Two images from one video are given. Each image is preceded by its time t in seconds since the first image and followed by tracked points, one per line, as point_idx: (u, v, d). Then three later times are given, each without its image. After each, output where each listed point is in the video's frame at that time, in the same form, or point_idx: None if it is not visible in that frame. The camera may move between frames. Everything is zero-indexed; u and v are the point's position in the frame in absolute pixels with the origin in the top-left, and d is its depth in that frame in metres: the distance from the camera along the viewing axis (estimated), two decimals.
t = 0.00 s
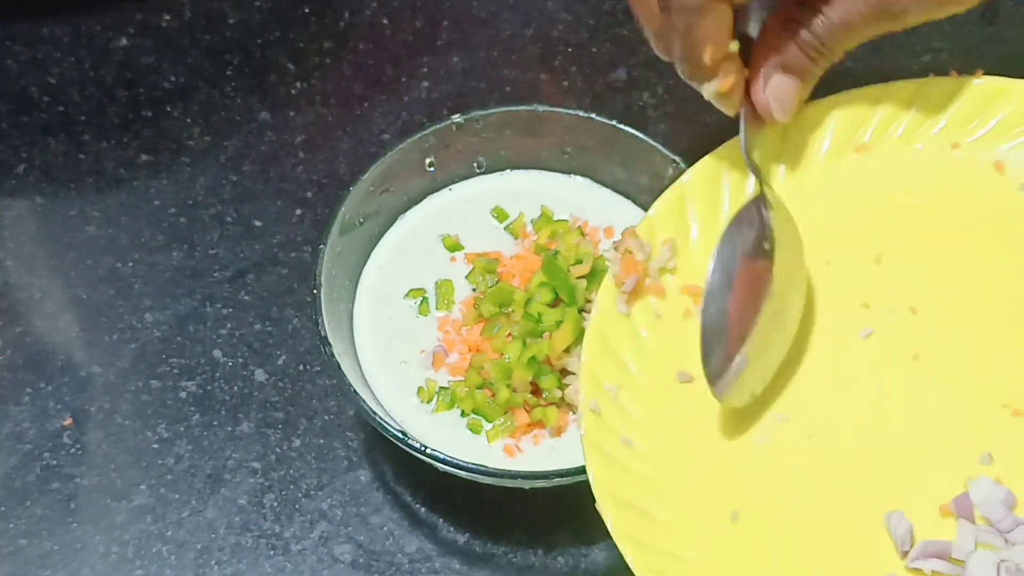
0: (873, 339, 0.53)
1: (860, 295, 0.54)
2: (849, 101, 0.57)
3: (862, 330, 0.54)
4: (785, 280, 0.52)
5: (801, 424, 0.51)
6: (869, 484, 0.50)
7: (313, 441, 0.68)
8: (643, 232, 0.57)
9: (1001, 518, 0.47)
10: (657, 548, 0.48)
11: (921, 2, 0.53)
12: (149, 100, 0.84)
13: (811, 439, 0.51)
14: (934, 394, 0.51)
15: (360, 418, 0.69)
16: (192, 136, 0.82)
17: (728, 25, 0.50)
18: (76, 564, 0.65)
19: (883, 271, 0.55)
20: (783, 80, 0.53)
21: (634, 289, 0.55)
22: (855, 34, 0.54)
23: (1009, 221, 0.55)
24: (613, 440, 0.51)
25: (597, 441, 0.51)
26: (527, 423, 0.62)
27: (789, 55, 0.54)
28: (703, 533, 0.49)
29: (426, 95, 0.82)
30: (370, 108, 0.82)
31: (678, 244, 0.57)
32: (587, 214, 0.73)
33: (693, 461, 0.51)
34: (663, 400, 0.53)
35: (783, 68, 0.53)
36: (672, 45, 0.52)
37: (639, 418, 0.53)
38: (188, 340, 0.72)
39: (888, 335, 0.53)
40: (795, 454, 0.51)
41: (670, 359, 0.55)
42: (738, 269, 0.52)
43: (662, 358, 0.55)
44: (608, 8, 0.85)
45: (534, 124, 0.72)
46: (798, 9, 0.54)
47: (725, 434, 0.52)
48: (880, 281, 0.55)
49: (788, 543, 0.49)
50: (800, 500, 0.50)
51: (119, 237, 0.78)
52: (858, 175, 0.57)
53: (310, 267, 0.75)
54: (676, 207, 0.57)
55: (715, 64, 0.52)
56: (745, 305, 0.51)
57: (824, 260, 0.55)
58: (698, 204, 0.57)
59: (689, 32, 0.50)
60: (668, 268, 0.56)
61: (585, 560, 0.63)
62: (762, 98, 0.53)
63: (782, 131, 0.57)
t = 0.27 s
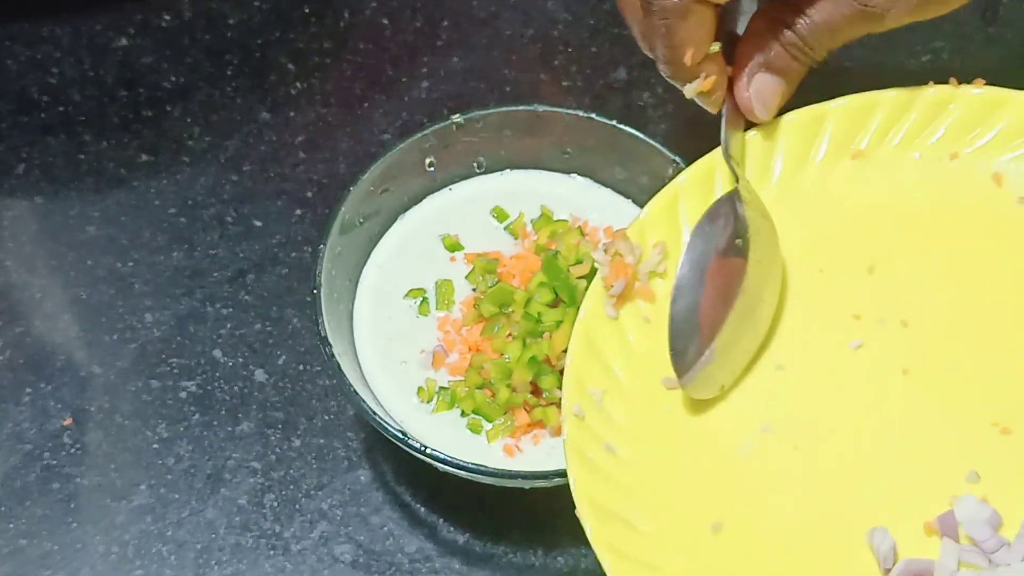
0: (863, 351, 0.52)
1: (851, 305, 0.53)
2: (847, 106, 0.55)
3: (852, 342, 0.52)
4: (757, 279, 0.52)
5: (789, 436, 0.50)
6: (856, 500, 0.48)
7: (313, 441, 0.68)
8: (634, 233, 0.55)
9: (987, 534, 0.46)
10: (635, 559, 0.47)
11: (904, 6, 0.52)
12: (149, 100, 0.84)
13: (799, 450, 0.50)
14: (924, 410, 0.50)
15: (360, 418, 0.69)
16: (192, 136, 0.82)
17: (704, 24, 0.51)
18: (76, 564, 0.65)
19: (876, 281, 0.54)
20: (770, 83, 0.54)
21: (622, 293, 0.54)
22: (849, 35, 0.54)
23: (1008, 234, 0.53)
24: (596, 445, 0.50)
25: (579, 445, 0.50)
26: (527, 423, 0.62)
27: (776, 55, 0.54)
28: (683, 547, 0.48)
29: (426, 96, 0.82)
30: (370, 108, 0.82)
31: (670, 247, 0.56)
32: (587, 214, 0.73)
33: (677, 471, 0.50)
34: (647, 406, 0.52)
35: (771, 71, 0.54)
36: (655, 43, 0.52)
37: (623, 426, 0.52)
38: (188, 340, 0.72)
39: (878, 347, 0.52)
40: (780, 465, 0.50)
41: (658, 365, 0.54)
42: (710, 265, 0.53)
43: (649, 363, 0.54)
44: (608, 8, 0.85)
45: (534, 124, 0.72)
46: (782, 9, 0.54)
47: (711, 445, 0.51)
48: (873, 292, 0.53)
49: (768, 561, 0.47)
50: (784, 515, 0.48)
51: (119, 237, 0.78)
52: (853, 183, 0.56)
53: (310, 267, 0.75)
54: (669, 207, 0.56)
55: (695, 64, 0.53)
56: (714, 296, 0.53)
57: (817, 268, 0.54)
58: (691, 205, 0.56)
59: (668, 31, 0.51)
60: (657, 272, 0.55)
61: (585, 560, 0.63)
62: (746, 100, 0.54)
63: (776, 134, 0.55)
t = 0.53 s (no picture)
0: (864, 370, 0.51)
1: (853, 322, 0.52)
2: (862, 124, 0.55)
3: (853, 359, 0.51)
4: (742, 287, 0.52)
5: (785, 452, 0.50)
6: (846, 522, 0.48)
7: (313, 441, 0.68)
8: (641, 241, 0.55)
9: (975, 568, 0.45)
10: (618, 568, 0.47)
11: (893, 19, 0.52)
12: (149, 100, 0.84)
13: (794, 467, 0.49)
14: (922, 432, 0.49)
15: (360, 418, 0.69)
16: (192, 136, 0.82)
17: (692, 36, 0.48)
18: (76, 564, 0.65)
19: (880, 300, 0.53)
20: (761, 89, 0.53)
21: (625, 300, 0.54)
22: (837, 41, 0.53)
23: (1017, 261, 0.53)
24: (587, 452, 0.50)
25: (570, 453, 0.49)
26: (527, 423, 0.62)
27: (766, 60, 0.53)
28: (669, 561, 0.47)
29: (426, 95, 0.82)
30: (370, 108, 0.82)
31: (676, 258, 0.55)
32: (587, 214, 0.73)
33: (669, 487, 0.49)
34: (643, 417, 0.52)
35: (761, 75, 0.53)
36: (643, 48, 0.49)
37: (617, 435, 0.51)
38: (188, 340, 0.72)
39: (878, 364, 0.51)
40: (774, 481, 0.49)
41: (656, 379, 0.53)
42: (692, 272, 0.53)
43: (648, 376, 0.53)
44: (608, 9, 0.85)
45: (534, 124, 0.72)
46: (773, 11, 0.52)
47: (706, 461, 0.50)
48: (876, 310, 0.53)
49: None
50: (772, 535, 0.48)
51: (119, 237, 0.78)
52: (863, 202, 0.55)
53: (310, 267, 0.75)
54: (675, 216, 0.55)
55: (682, 71, 0.50)
56: (699, 303, 0.52)
57: (820, 284, 0.54)
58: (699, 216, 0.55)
59: (654, 42, 0.48)
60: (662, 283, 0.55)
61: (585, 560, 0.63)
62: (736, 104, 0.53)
63: (787, 149, 0.56)
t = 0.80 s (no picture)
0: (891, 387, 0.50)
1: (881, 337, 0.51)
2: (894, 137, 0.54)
3: (878, 376, 0.50)
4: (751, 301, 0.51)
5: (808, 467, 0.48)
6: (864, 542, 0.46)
7: (313, 441, 0.68)
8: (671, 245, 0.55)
9: None
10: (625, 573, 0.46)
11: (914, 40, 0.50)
12: (149, 100, 0.84)
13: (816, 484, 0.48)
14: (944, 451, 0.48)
15: (360, 418, 0.69)
16: (192, 136, 0.82)
17: (707, 51, 0.47)
18: (76, 564, 0.65)
19: (910, 316, 0.51)
20: (780, 102, 0.53)
21: (650, 308, 0.53)
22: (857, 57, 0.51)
23: None
24: (606, 458, 0.49)
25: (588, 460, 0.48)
26: (527, 423, 0.62)
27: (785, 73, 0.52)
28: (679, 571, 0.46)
29: (426, 95, 0.82)
30: (370, 108, 0.82)
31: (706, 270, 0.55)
32: (587, 214, 0.73)
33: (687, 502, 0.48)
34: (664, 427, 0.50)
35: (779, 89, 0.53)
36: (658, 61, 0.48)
37: (636, 443, 0.50)
38: (188, 340, 0.72)
39: (906, 382, 0.50)
40: (795, 496, 0.48)
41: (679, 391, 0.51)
42: (699, 283, 0.53)
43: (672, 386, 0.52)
44: (608, 8, 0.85)
45: (535, 124, 0.72)
46: (795, 25, 0.52)
47: (727, 477, 0.49)
48: (905, 325, 0.51)
49: None
50: (788, 552, 0.46)
51: (119, 237, 0.78)
52: (895, 217, 0.54)
53: (310, 267, 0.75)
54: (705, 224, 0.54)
55: (696, 85, 0.49)
56: (704, 315, 0.52)
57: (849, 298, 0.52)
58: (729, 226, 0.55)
59: (669, 57, 0.46)
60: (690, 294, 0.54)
61: (585, 561, 0.63)
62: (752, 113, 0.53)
63: (820, 161, 0.55)
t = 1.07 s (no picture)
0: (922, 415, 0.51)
1: (915, 365, 0.52)
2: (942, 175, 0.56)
3: (910, 404, 0.51)
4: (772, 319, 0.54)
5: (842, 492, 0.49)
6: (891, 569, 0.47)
7: (313, 441, 0.68)
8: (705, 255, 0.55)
9: None
10: None
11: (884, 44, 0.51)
12: (149, 100, 0.84)
13: (847, 509, 0.49)
14: (972, 481, 0.49)
15: (360, 418, 0.69)
16: (192, 136, 0.82)
17: (687, 31, 0.50)
18: (76, 564, 0.65)
19: (942, 347, 0.52)
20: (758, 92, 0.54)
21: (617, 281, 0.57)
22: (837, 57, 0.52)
23: None
24: (637, 475, 0.49)
25: (620, 475, 0.49)
26: (527, 423, 0.62)
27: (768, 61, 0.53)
28: None
29: (426, 96, 0.82)
30: (370, 108, 0.82)
31: (743, 289, 0.55)
32: (587, 215, 0.73)
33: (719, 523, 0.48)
34: (695, 447, 0.51)
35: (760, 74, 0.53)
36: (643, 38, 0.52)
37: (667, 461, 0.50)
38: (188, 340, 0.72)
39: (938, 411, 0.51)
40: (827, 519, 0.48)
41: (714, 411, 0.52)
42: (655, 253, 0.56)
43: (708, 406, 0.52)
44: (608, 9, 0.85)
45: (535, 124, 0.72)
46: (779, 16, 0.51)
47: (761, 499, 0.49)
48: (938, 356, 0.52)
49: None
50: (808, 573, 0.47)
51: (119, 237, 0.78)
52: (932, 249, 0.55)
53: (310, 267, 0.75)
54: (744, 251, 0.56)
55: (673, 65, 0.53)
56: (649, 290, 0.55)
57: (884, 328, 0.53)
58: (768, 253, 0.56)
59: (650, 35, 0.50)
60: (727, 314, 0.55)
61: (585, 560, 0.63)
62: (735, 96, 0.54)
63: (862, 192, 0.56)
